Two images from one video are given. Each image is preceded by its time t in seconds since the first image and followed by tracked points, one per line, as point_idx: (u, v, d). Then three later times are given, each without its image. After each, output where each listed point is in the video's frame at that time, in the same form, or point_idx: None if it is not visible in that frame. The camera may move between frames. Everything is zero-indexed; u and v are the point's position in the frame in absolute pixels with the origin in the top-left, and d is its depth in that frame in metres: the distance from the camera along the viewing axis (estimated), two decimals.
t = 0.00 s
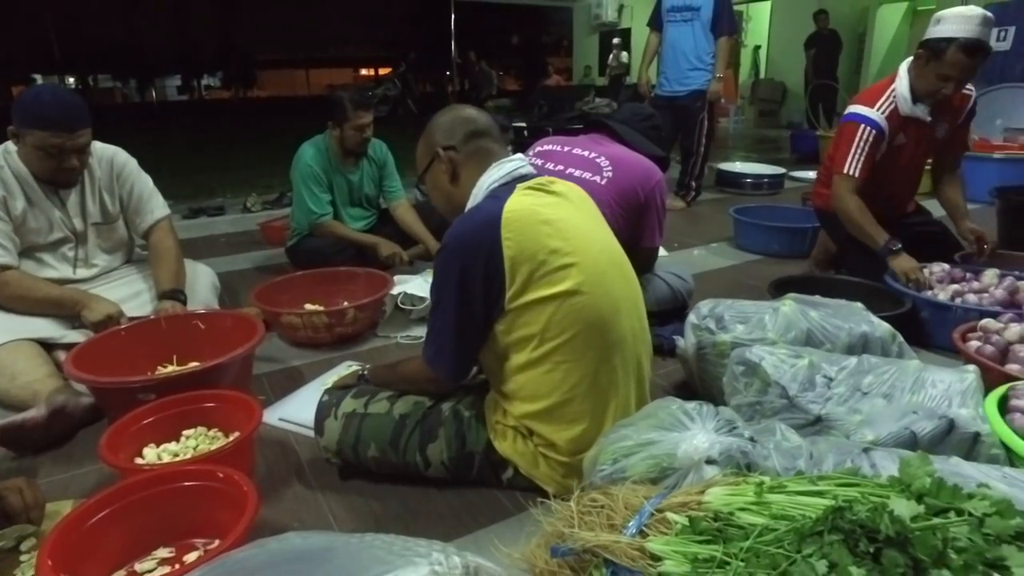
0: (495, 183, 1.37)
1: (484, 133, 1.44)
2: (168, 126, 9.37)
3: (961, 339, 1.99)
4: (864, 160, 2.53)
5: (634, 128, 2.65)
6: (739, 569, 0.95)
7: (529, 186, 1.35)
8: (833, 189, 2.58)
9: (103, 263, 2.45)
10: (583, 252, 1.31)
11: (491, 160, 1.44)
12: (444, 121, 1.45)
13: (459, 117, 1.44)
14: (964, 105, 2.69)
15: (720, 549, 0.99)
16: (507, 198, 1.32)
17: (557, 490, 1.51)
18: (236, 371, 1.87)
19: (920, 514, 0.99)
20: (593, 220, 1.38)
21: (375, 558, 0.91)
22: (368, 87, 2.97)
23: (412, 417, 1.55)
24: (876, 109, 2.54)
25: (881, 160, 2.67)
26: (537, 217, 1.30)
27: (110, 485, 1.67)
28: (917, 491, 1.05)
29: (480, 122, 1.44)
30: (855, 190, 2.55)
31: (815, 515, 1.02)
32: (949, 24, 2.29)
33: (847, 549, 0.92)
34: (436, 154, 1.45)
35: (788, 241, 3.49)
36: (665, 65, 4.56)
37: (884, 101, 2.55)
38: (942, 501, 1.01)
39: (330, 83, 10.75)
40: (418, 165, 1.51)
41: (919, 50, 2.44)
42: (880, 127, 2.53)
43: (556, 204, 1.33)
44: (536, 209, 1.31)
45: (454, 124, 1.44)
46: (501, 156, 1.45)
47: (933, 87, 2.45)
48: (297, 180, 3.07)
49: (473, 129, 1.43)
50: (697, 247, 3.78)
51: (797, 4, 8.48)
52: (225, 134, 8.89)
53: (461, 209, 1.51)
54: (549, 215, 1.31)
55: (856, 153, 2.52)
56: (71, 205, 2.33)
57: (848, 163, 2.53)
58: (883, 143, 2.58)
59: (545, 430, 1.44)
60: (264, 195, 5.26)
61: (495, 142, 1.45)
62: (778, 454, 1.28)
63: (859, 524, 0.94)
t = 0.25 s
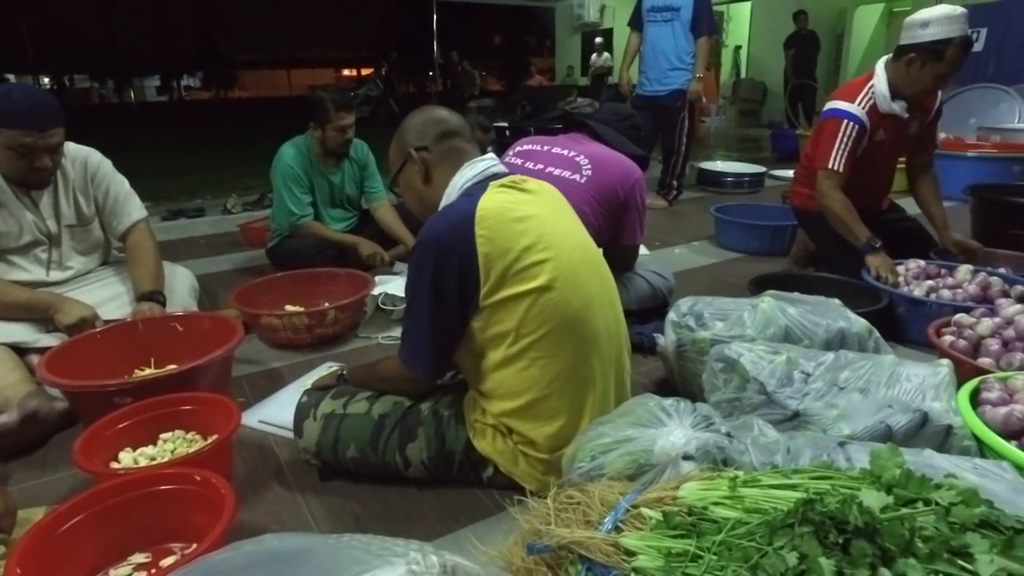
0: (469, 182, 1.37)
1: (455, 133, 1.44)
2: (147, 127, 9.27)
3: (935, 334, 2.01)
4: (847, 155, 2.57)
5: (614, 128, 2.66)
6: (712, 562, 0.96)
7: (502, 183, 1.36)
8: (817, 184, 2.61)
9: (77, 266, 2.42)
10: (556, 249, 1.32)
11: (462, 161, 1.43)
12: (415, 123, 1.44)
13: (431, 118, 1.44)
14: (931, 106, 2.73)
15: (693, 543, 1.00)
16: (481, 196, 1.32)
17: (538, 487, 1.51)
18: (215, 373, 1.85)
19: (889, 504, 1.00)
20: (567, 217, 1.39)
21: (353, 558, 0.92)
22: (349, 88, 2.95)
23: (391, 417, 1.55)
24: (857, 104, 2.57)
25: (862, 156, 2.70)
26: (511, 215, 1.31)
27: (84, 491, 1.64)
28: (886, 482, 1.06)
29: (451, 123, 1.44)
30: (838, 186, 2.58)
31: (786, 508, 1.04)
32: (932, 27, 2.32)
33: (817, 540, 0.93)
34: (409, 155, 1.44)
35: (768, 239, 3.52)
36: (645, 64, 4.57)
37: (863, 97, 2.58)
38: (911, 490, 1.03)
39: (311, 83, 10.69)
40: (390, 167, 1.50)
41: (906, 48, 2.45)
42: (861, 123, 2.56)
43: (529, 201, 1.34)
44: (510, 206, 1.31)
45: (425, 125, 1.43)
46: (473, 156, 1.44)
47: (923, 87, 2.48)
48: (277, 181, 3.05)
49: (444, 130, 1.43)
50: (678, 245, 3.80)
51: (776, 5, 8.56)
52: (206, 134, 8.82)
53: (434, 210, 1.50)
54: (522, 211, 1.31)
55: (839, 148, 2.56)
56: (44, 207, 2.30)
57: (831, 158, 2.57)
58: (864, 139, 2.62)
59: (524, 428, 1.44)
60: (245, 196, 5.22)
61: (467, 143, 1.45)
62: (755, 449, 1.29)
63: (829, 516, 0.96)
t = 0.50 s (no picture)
0: (456, 182, 1.37)
1: (442, 133, 1.44)
2: (127, 128, 9.18)
3: (913, 330, 2.04)
4: (842, 146, 2.58)
5: (596, 128, 2.67)
6: (690, 558, 0.97)
7: (489, 183, 1.36)
8: (813, 176, 2.62)
9: (55, 268, 2.39)
10: (543, 249, 1.32)
11: (450, 161, 1.43)
12: (401, 122, 1.44)
13: (417, 116, 1.44)
14: (907, 101, 2.77)
15: (672, 540, 1.01)
16: (467, 196, 1.32)
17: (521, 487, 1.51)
18: (196, 376, 1.83)
19: (864, 498, 1.02)
20: (554, 217, 1.39)
21: (334, 560, 0.92)
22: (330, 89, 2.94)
23: (375, 418, 1.54)
24: (847, 95, 2.58)
25: (854, 147, 2.72)
26: (498, 215, 1.31)
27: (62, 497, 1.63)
28: (862, 476, 1.08)
29: (438, 122, 1.44)
30: (834, 176, 2.59)
31: (763, 503, 1.05)
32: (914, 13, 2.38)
33: (793, 535, 0.94)
34: (395, 154, 1.44)
35: (750, 237, 3.55)
36: (627, 64, 4.58)
37: (852, 89, 2.58)
38: (885, 484, 1.05)
39: (294, 84, 10.63)
40: (376, 166, 1.49)
41: (898, 39, 2.46)
42: (853, 114, 2.57)
43: (516, 201, 1.34)
44: (497, 206, 1.31)
45: (412, 123, 1.43)
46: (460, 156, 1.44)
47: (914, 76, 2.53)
48: (259, 183, 3.02)
49: (431, 129, 1.43)
50: (661, 245, 3.82)
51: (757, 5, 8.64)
52: (187, 135, 8.75)
53: (420, 209, 1.50)
54: (509, 212, 1.32)
55: (835, 139, 2.57)
56: (20, 209, 2.27)
57: (828, 149, 2.57)
58: (857, 129, 2.63)
59: (509, 427, 1.44)
60: (227, 198, 5.18)
61: (454, 142, 1.45)
62: (736, 446, 1.29)
63: (804, 510, 0.97)
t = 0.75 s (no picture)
0: (440, 183, 1.37)
1: (424, 133, 1.43)
2: (108, 129, 9.08)
3: (893, 327, 2.06)
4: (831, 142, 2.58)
5: (579, 128, 2.68)
6: (671, 556, 0.98)
7: (473, 184, 1.36)
8: (803, 173, 2.61)
9: (33, 272, 2.37)
10: (526, 250, 1.32)
11: (430, 162, 1.43)
12: (384, 122, 1.44)
13: (399, 117, 1.44)
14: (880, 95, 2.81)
15: (652, 538, 1.01)
16: (450, 197, 1.32)
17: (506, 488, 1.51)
18: (179, 380, 1.82)
19: (842, 493, 1.03)
20: (537, 218, 1.39)
21: (316, 563, 0.91)
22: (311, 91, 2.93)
23: (359, 420, 1.54)
24: (831, 92, 2.58)
25: (840, 143, 2.73)
26: (481, 216, 1.31)
27: (41, 502, 1.61)
28: (841, 472, 1.09)
29: (420, 122, 1.44)
30: (823, 173, 2.59)
31: (743, 500, 1.06)
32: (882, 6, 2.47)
33: (772, 531, 0.95)
34: (377, 155, 1.44)
35: (734, 236, 3.57)
36: (611, 64, 4.60)
37: (835, 86, 2.59)
38: (863, 480, 1.07)
39: (278, 85, 10.57)
40: (360, 167, 1.49)
41: (874, 32, 2.53)
42: (840, 110, 2.58)
43: (499, 202, 1.34)
44: (479, 208, 1.31)
45: (394, 124, 1.43)
46: (444, 156, 1.44)
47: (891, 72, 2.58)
48: (240, 185, 3.00)
49: (413, 129, 1.43)
50: (646, 244, 3.83)
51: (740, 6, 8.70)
52: (169, 137, 8.67)
53: (403, 210, 1.50)
54: (492, 213, 1.31)
55: (825, 136, 2.57)
56: None
57: (818, 146, 2.57)
58: (842, 125, 2.65)
59: (493, 428, 1.44)
60: (210, 199, 5.13)
61: (436, 142, 1.44)
62: (719, 444, 1.30)
63: (782, 506, 0.98)
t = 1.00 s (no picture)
0: (426, 181, 1.36)
1: (410, 131, 1.43)
2: (90, 130, 8.99)
3: (876, 324, 2.08)
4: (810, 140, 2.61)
5: (563, 128, 2.68)
6: (655, 553, 0.98)
7: (458, 183, 1.35)
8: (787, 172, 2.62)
9: (11, 276, 2.34)
10: (512, 249, 1.32)
11: (417, 161, 1.42)
12: (369, 119, 1.43)
13: (385, 114, 1.43)
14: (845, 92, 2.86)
15: (637, 536, 1.02)
16: (435, 196, 1.32)
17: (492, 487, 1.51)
18: (162, 382, 1.80)
19: (824, 488, 1.04)
20: (523, 217, 1.39)
21: (301, 566, 0.91)
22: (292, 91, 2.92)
23: (344, 421, 1.53)
24: (806, 92, 2.60)
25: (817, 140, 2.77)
26: (466, 214, 1.30)
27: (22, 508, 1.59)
28: (823, 468, 1.11)
29: (407, 120, 1.44)
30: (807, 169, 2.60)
31: (726, 496, 1.06)
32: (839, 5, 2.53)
33: (755, 527, 0.96)
34: (363, 153, 1.43)
35: (719, 236, 3.59)
36: (597, 64, 4.61)
37: (809, 85, 2.61)
38: (845, 475, 1.08)
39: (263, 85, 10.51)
40: (344, 166, 1.48)
41: (836, 29, 2.60)
42: (816, 108, 2.60)
43: (484, 201, 1.34)
44: (464, 207, 1.31)
45: (380, 121, 1.42)
46: (430, 155, 1.44)
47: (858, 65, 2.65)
48: (221, 188, 2.99)
49: (399, 127, 1.42)
50: (632, 243, 3.84)
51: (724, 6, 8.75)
52: (153, 138, 8.60)
53: (389, 208, 1.49)
54: (477, 212, 1.31)
55: (805, 134, 2.58)
56: None
57: (799, 146, 2.58)
58: (819, 123, 2.67)
59: (479, 428, 1.44)
60: (194, 201, 5.09)
61: (422, 140, 1.44)
62: (704, 442, 1.31)
63: (766, 502, 0.99)
